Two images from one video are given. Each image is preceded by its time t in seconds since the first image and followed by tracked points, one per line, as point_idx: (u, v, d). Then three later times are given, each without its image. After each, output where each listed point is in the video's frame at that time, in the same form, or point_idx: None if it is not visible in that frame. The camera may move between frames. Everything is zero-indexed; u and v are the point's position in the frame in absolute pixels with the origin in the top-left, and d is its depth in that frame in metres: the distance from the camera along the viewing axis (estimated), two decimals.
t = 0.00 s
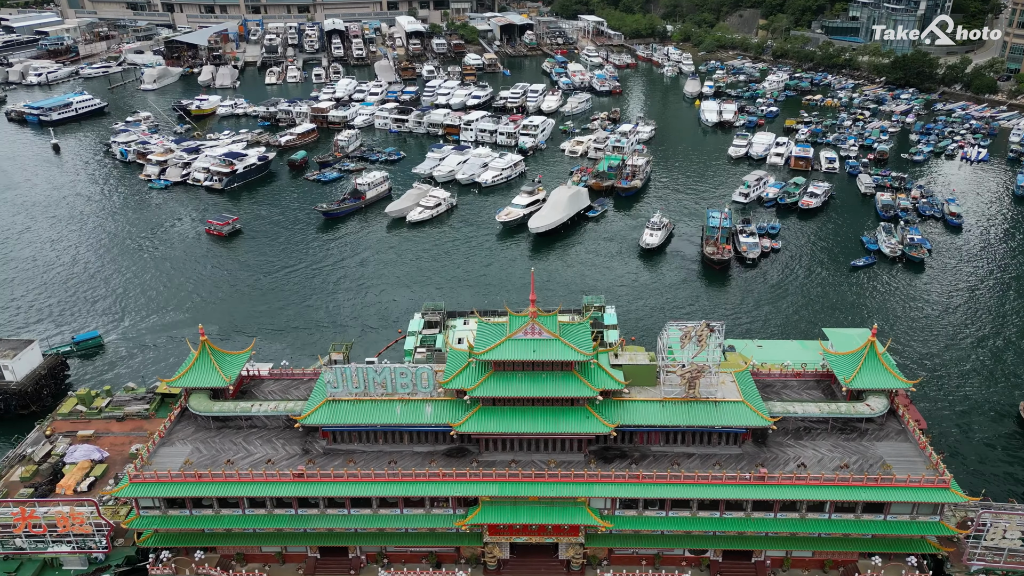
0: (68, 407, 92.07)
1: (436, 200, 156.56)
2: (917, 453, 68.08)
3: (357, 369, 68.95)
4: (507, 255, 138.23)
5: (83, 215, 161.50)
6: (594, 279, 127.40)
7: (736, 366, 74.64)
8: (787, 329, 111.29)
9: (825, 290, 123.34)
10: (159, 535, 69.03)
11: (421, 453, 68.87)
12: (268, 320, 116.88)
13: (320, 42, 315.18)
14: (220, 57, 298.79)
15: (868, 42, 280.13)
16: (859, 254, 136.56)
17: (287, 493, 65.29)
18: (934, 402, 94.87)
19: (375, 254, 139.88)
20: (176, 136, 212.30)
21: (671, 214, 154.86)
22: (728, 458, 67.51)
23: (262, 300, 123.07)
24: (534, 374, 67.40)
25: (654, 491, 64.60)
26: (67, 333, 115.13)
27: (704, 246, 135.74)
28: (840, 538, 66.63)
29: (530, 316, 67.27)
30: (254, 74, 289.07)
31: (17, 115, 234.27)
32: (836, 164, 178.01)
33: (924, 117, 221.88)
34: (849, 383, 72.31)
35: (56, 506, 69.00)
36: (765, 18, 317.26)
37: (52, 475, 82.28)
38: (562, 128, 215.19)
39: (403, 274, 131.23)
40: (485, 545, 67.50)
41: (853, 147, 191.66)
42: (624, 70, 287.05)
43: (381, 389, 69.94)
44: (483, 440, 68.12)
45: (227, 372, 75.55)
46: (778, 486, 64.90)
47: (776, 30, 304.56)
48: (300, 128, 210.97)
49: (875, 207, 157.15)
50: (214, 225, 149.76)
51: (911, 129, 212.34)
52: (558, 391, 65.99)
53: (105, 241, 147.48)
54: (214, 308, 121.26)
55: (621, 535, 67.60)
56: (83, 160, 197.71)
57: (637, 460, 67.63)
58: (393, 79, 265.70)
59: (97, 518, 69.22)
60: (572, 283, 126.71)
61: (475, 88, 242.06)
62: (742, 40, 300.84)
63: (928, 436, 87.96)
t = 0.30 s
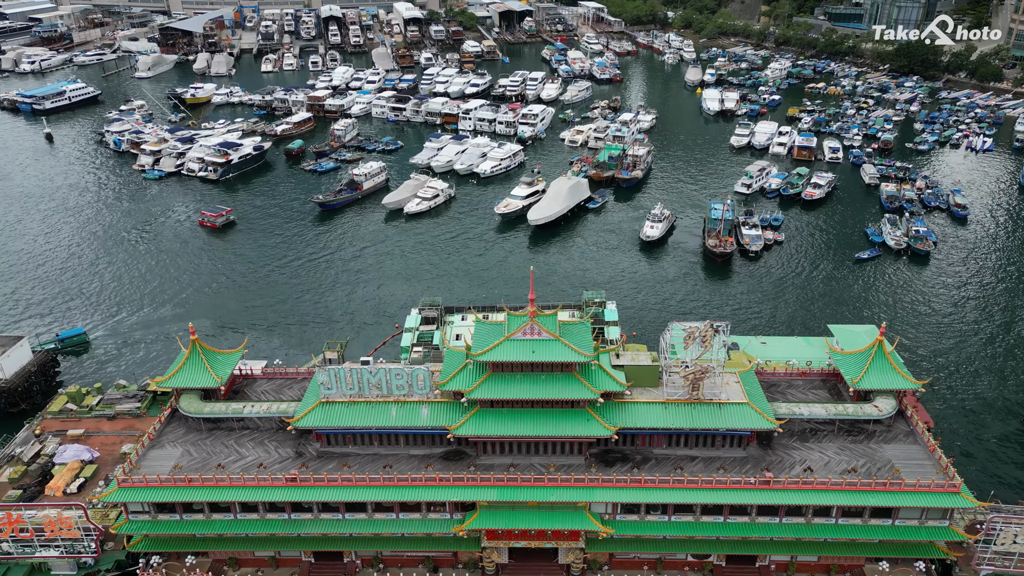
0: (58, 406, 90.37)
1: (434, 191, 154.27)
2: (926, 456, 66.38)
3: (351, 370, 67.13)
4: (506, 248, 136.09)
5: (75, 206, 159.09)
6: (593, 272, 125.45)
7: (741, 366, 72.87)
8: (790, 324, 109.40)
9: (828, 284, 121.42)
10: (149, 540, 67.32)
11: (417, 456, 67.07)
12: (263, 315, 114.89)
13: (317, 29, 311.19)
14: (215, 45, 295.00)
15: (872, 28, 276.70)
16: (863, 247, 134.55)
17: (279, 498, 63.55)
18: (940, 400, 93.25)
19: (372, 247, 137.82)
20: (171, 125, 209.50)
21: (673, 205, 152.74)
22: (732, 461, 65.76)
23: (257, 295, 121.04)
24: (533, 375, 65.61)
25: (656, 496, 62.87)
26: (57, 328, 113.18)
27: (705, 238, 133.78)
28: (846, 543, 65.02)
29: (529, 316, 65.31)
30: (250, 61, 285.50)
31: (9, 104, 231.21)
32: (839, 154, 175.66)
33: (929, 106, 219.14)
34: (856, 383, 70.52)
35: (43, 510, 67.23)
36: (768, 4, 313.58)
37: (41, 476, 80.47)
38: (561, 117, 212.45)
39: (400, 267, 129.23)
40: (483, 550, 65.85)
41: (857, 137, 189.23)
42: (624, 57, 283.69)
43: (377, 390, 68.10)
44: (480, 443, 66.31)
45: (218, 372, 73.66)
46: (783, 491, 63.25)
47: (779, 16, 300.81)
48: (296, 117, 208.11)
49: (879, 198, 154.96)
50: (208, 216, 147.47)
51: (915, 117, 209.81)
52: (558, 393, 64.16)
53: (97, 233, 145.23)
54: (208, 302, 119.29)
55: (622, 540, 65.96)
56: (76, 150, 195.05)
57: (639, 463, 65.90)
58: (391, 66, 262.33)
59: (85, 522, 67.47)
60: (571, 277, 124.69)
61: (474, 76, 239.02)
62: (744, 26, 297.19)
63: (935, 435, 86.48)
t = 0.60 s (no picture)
0: (48, 405, 88.59)
1: (432, 182, 151.95)
2: (936, 460, 64.65)
3: (345, 373, 65.10)
4: (505, 240, 133.96)
5: (68, 197, 156.67)
6: (594, 266, 123.45)
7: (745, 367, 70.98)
8: (794, 319, 107.53)
9: (832, 278, 119.44)
10: (139, 546, 65.62)
11: (413, 461, 65.29)
12: (257, 310, 112.91)
13: (314, 15, 307.07)
14: (210, 32, 291.07)
15: (876, 15, 272.62)
16: (868, 239, 132.45)
17: (271, 504, 61.79)
18: (947, 399, 91.63)
19: (368, 240, 135.71)
20: (165, 115, 206.57)
21: (674, 196, 150.48)
22: (737, 466, 63.98)
23: (252, 289, 119.15)
24: (532, 378, 63.62)
25: (659, 502, 61.09)
26: (48, 324, 111.20)
27: (708, 231, 131.68)
28: (853, 549, 63.35)
29: (528, 317, 63.31)
30: (246, 49, 281.86)
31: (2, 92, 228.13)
32: (843, 144, 173.21)
33: (934, 94, 216.16)
34: (864, 385, 68.59)
35: (30, 515, 65.53)
36: None
37: (29, 479, 79.09)
38: (561, 105, 209.52)
39: (398, 261, 127.18)
40: (481, 556, 64.17)
41: (861, 126, 186.61)
42: (625, 44, 280.12)
43: (371, 393, 66.21)
44: (478, 447, 64.50)
45: (209, 373, 71.72)
46: (789, 497, 61.50)
47: (782, 3, 296.76)
48: (292, 106, 205.26)
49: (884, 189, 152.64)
50: (201, 208, 145.19)
51: (919, 106, 206.99)
52: (558, 397, 62.26)
53: (90, 225, 143.00)
54: (201, 297, 117.25)
55: (624, 546, 64.27)
56: (69, 140, 192.36)
57: (641, 468, 64.12)
58: (388, 54, 258.89)
59: (73, 528, 65.74)
60: (572, 271, 122.67)
61: (472, 63, 235.66)
62: (747, 12, 293.20)
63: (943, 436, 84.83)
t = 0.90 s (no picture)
0: (37, 405, 86.67)
1: (429, 173, 149.52)
2: (947, 466, 62.86)
3: (338, 377, 63.32)
4: (504, 233, 131.76)
5: (60, 189, 154.09)
6: (594, 261, 121.41)
7: (750, 369, 69.12)
8: (797, 315, 105.67)
9: (836, 272, 117.42)
10: (127, 553, 63.78)
11: (409, 466, 63.45)
12: (251, 306, 110.85)
13: (311, 2, 302.96)
14: (206, 19, 287.05)
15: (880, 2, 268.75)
16: (873, 232, 130.33)
17: (262, 512, 60.01)
18: (954, 398, 89.89)
19: (365, 232, 133.49)
20: (159, 104, 203.60)
21: (675, 188, 148.08)
22: (742, 472, 62.13)
23: (246, 284, 117.06)
24: (531, 381, 61.63)
25: (662, 510, 59.27)
26: (37, 320, 109.10)
27: (710, 224, 129.53)
28: (861, 557, 61.62)
29: (527, 319, 61.33)
30: (241, 36, 278.05)
31: None
32: (847, 134, 170.70)
33: (938, 82, 213.14)
34: (873, 388, 66.70)
35: (14, 523, 63.64)
36: None
37: (17, 482, 76.81)
38: (561, 94, 206.48)
39: (395, 254, 125.02)
40: (479, 564, 62.38)
41: (865, 116, 183.93)
42: (626, 31, 276.42)
43: (365, 397, 64.36)
44: (476, 452, 62.64)
45: (199, 375, 69.68)
46: (796, 505, 59.68)
47: None
48: (287, 95, 202.29)
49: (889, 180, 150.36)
50: (193, 200, 142.86)
51: (924, 95, 204.07)
52: (558, 402, 60.32)
53: (81, 217, 140.67)
54: (194, 292, 115.14)
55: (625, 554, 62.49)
56: (61, 130, 189.48)
57: (643, 474, 62.31)
58: (386, 41, 255.29)
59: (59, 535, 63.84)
60: (571, 265, 120.62)
61: (471, 51, 232.29)
62: None
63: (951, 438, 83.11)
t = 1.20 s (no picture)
0: (25, 406, 84.85)
1: (427, 165, 146.95)
2: (958, 473, 61.00)
3: (331, 382, 60.99)
4: (503, 227, 129.53)
5: (51, 181, 151.51)
6: (594, 255, 119.31)
7: (756, 372, 67.16)
8: (801, 312, 103.70)
9: (841, 267, 115.35)
10: (115, 562, 61.97)
11: (404, 474, 61.58)
12: (245, 302, 108.76)
13: None
14: (201, 6, 282.86)
15: None
16: (878, 225, 128.11)
17: (253, 522, 58.21)
18: (962, 398, 88.08)
19: (361, 225, 131.23)
20: (153, 93, 200.58)
21: (677, 180, 145.73)
22: (748, 480, 60.30)
23: (240, 279, 114.92)
24: (531, 387, 59.65)
25: (665, 520, 57.44)
26: (27, 317, 107.02)
27: (712, 217, 127.29)
28: (870, 567, 59.87)
29: (526, 323, 59.32)
30: (237, 23, 274.13)
31: None
32: (851, 124, 168.15)
33: (944, 71, 210.05)
34: (882, 392, 64.82)
35: None
36: None
37: (4, 486, 75.02)
38: (561, 83, 203.38)
39: (391, 248, 122.81)
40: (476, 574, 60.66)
41: (869, 105, 181.20)
42: (627, 18, 272.59)
43: (359, 402, 62.24)
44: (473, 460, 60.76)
45: (189, 379, 67.73)
46: (804, 514, 57.87)
47: None
48: (283, 84, 199.22)
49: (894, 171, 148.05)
50: (186, 192, 140.51)
51: (930, 83, 201.06)
52: (558, 408, 58.36)
53: (73, 210, 138.28)
54: (187, 287, 113.04)
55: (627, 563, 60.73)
56: (53, 119, 186.61)
57: (646, 482, 60.51)
58: (383, 29, 251.61)
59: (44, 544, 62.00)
60: (571, 260, 118.50)
61: (469, 39, 228.80)
62: None
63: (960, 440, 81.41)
